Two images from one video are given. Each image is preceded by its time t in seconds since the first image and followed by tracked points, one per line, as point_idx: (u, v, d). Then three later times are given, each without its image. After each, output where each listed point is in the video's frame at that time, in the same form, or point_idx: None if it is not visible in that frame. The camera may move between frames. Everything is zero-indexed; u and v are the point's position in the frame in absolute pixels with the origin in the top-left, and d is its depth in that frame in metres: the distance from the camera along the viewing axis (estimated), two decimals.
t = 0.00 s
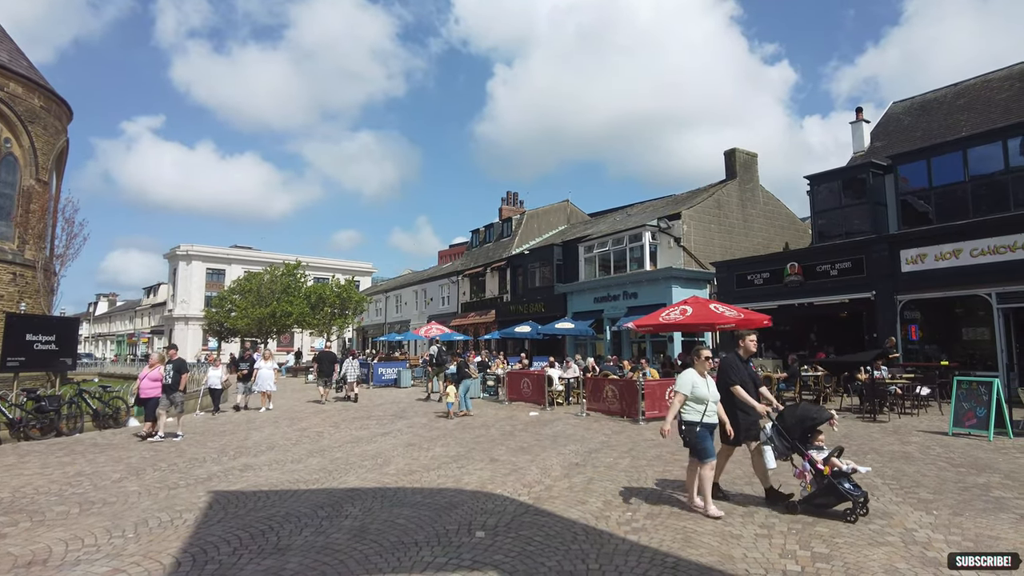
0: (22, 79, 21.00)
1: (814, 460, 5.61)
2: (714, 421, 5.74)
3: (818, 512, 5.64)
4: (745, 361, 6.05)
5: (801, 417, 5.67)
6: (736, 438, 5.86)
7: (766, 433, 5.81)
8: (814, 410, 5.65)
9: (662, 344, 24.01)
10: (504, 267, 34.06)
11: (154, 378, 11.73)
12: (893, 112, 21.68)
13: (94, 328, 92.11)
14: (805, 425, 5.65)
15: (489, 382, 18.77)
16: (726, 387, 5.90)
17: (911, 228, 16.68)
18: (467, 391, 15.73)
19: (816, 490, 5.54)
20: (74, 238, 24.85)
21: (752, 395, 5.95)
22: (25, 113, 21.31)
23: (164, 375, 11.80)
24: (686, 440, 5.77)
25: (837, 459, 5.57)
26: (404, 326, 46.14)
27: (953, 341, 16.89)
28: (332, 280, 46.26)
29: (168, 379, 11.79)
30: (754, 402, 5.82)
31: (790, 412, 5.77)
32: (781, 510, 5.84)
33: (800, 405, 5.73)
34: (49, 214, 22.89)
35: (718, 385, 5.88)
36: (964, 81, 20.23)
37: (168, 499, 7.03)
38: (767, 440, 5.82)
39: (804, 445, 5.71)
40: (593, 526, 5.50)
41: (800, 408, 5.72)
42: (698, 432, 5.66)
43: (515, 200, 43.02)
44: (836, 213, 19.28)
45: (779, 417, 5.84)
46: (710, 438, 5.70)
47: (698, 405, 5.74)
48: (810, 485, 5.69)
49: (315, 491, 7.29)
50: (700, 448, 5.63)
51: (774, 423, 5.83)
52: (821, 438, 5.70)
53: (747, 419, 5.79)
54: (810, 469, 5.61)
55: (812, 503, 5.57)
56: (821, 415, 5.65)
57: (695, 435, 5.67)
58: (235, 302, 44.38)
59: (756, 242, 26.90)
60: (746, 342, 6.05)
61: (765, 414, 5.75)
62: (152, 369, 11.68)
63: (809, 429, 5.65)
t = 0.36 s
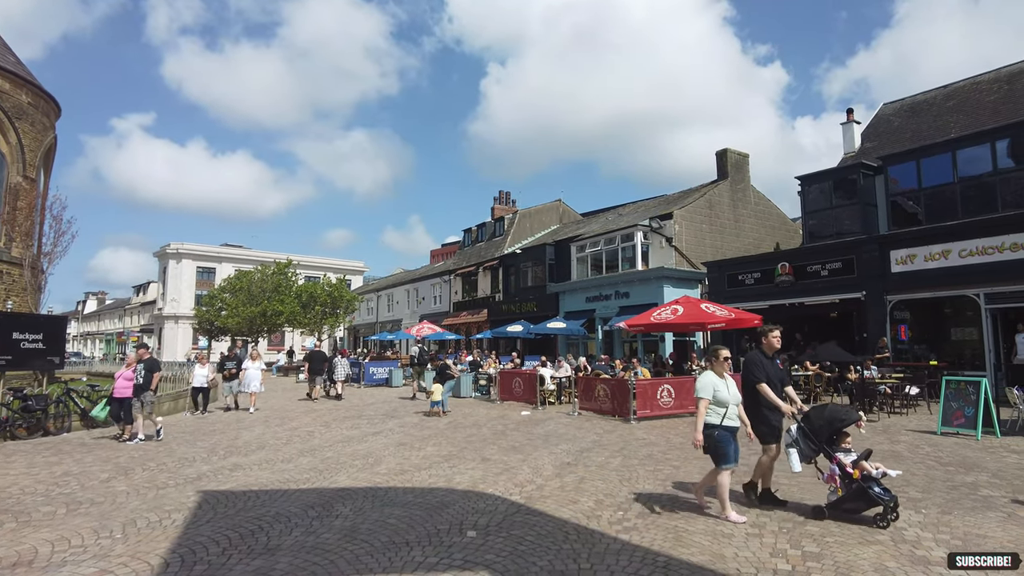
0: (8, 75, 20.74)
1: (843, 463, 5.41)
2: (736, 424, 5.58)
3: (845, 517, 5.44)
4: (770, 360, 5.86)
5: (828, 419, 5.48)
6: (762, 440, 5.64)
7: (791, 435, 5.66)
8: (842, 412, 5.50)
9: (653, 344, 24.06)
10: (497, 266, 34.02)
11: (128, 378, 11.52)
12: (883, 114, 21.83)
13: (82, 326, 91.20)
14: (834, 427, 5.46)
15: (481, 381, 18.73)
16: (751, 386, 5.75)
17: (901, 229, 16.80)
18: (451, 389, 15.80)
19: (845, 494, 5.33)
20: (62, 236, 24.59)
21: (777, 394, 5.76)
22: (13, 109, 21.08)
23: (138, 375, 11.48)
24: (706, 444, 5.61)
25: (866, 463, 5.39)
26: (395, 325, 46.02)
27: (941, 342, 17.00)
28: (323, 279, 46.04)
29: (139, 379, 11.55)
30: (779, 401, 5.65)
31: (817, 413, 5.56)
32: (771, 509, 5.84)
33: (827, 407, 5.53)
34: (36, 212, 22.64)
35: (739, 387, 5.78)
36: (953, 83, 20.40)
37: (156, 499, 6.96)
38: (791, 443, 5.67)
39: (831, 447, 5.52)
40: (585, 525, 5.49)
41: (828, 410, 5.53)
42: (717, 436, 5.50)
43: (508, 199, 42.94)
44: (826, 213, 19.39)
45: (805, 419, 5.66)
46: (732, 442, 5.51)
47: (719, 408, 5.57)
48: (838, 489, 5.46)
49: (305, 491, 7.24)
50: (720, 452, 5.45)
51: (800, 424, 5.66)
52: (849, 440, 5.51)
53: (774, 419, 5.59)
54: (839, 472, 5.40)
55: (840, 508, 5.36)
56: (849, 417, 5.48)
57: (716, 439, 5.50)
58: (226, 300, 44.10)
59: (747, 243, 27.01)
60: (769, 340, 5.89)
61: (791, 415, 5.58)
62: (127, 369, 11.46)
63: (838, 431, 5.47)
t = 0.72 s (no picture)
0: None
1: (869, 467, 5.25)
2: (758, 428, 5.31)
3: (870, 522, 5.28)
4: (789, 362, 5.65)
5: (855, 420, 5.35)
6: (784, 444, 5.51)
7: (812, 438, 5.49)
8: (867, 414, 5.38)
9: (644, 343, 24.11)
10: (489, 265, 34.00)
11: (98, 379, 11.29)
12: (873, 116, 21.99)
13: (70, 324, 90.42)
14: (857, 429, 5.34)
15: (473, 380, 18.71)
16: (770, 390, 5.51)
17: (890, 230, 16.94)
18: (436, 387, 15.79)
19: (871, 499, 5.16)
20: (50, 233, 24.35)
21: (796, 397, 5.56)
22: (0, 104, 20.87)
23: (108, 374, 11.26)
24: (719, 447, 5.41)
25: (893, 467, 5.21)
26: (387, 324, 45.90)
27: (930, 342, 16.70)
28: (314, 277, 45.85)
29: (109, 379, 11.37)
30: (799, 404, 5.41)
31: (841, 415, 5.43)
32: (760, 509, 5.86)
33: (853, 409, 5.42)
34: (24, 208, 22.42)
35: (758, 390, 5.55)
36: (942, 86, 20.57)
37: (144, 498, 6.90)
38: (813, 447, 5.48)
39: (855, 450, 5.38)
40: (575, 524, 5.49)
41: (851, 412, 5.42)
42: (733, 440, 5.30)
43: (500, 198, 42.93)
44: (817, 214, 19.52)
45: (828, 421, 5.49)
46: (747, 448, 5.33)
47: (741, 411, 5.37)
48: (863, 494, 5.31)
49: (294, 490, 7.19)
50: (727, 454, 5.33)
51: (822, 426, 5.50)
52: (874, 443, 5.40)
53: (794, 420, 5.45)
54: (864, 476, 5.26)
55: (866, 514, 5.20)
56: (874, 419, 5.35)
57: (731, 442, 5.31)
58: (216, 298, 43.83)
59: (738, 243, 27.13)
60: (787, 342, 5.69)
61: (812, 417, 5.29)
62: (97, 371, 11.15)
63: (862, 433, 5.35)
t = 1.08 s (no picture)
0: None
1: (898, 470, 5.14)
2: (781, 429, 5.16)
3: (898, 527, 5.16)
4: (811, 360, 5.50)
5: (881, 422, 5.32)
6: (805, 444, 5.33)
7: (839, 439, 5.40)
8: (894, 416, 5.33)
9: (633, 342, 24.17)
10: (479, 264, 33.97)
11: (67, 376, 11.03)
12: (862, 118, 22.17)
13: (55, 321, 89.46)
14: (884, 431, 5.29)
15: (462, 379, 18.70)
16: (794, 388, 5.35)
17: (877, 232, 17.10)
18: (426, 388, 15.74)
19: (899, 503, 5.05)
20: (34, 228, 24.04)
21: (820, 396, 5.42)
22: None
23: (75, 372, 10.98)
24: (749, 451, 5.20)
25: (924, 471, 5.11)
26: (376, 322, 45.74)
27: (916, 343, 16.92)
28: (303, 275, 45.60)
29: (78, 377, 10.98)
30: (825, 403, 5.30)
31: (868, 416, 5.39)
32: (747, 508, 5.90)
33: (879, 411, 5.38)
34: (8, 203, 22.12)
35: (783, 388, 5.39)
36: (930, 89, 20.77)
37: (129, 496, 6.83)
38: (839, 448, 5.39)
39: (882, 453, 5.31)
40: (563, 523, 5.50)
41: (880, 415, 5.36)
42: (764, 443, 5.08)
43: (491, 197, 42.91)
44: (805, 215, 19.66)
45: (854, 422, 5.44)
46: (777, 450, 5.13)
47: (765, 412, 5.18)
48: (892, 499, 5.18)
49: (282, 489, 7.14)
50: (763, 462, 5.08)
51: (848, 428, 5.42)
52: (900, 446, 5.35)
53: (819, 422, 5.29)
54: (894, 480, 5.14)
55: (894, 518, 5.08)
56: (901, 422, 5.31)
57: (763, 446, 5.08)
58: (203, 296, 43.47)
59: (727, 243, 27.28)
60: (809, 338, 5.62)
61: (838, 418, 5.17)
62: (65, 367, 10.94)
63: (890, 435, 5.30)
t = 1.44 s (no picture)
0: None
1: (928, 473, 5.06)
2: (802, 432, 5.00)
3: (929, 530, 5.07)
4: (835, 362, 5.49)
5: (909, 424, 5.25)
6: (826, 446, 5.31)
7: (864, 442, 5.38)
8: (922, 418, 5.26)
9: (623, 341, 24.23)
10: (470, 262, 33.94)
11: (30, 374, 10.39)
12: (852, 119, 22.33)
13: (42, 317, 88.52)
14: (912, 432, 5.23)
15: (453, 377, 18.70)
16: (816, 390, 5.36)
17: (866, 232, 17.24)
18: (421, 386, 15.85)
19: (930, 506, 4.96)
20: (21, 223, 23.76)
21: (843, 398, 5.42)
22: None
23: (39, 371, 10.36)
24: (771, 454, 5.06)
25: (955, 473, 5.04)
26: (366, 319, 45.60)
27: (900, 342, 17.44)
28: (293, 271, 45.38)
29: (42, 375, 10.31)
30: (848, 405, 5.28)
31: (896, 418, 5.32)
32: (736, 505, 5.94)
33: (908, 413, 5.28)
34: None
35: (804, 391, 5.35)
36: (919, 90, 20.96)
37: (116, 494, 6.77)
38: (864, 451, 5.38)
39: (910, 455, 5.25)
40: (552, 520, 5.52)
41: (908, 416, 5.28)
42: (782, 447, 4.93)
43: (483, 194, 42.86)
44: (795, 215, 19.78)
45: (881, 425, 5.40)
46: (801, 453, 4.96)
47: (784, 416, 5.02)
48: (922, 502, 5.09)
49: (271, 486, 7.11)
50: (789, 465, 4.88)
51: (873, 430, 5.41)
52: (928, 448, 5.29)
53: (836, 423, 5.30)
54: (926, 482, 5.03)
55: (924, 522, 4.99)
56: (929, 423, 5.23)
57: (783, 450, 4.93)
58: (193, 292, 43.15)
59: (717, 242, 27.42)
60: (833, 340, 5.54)
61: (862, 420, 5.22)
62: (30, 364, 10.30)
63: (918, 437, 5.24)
